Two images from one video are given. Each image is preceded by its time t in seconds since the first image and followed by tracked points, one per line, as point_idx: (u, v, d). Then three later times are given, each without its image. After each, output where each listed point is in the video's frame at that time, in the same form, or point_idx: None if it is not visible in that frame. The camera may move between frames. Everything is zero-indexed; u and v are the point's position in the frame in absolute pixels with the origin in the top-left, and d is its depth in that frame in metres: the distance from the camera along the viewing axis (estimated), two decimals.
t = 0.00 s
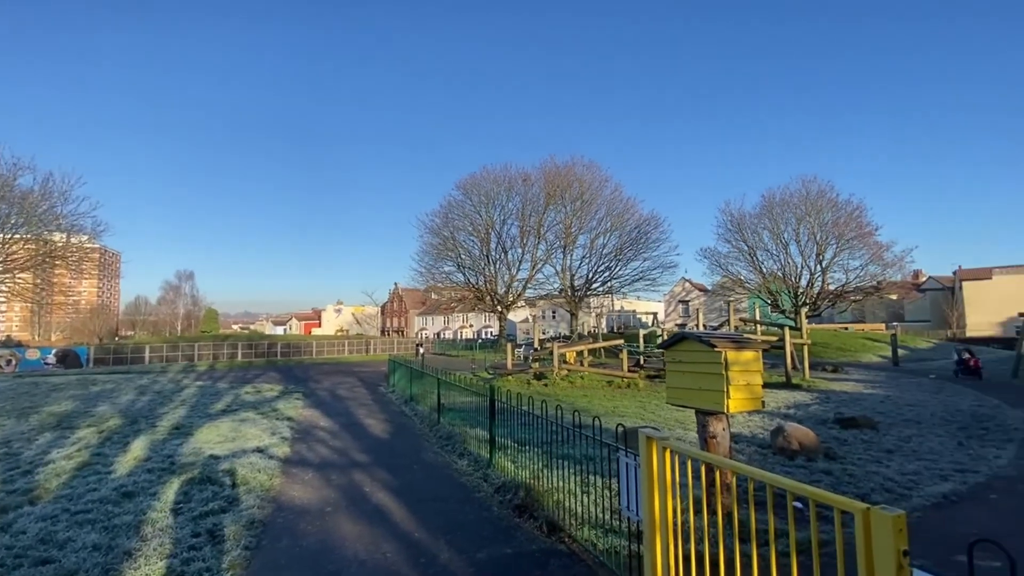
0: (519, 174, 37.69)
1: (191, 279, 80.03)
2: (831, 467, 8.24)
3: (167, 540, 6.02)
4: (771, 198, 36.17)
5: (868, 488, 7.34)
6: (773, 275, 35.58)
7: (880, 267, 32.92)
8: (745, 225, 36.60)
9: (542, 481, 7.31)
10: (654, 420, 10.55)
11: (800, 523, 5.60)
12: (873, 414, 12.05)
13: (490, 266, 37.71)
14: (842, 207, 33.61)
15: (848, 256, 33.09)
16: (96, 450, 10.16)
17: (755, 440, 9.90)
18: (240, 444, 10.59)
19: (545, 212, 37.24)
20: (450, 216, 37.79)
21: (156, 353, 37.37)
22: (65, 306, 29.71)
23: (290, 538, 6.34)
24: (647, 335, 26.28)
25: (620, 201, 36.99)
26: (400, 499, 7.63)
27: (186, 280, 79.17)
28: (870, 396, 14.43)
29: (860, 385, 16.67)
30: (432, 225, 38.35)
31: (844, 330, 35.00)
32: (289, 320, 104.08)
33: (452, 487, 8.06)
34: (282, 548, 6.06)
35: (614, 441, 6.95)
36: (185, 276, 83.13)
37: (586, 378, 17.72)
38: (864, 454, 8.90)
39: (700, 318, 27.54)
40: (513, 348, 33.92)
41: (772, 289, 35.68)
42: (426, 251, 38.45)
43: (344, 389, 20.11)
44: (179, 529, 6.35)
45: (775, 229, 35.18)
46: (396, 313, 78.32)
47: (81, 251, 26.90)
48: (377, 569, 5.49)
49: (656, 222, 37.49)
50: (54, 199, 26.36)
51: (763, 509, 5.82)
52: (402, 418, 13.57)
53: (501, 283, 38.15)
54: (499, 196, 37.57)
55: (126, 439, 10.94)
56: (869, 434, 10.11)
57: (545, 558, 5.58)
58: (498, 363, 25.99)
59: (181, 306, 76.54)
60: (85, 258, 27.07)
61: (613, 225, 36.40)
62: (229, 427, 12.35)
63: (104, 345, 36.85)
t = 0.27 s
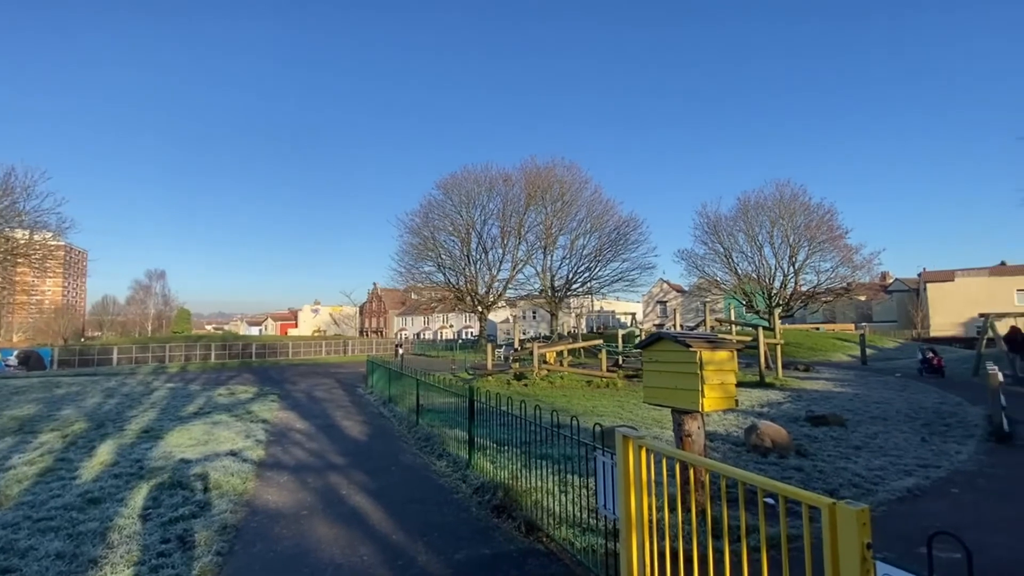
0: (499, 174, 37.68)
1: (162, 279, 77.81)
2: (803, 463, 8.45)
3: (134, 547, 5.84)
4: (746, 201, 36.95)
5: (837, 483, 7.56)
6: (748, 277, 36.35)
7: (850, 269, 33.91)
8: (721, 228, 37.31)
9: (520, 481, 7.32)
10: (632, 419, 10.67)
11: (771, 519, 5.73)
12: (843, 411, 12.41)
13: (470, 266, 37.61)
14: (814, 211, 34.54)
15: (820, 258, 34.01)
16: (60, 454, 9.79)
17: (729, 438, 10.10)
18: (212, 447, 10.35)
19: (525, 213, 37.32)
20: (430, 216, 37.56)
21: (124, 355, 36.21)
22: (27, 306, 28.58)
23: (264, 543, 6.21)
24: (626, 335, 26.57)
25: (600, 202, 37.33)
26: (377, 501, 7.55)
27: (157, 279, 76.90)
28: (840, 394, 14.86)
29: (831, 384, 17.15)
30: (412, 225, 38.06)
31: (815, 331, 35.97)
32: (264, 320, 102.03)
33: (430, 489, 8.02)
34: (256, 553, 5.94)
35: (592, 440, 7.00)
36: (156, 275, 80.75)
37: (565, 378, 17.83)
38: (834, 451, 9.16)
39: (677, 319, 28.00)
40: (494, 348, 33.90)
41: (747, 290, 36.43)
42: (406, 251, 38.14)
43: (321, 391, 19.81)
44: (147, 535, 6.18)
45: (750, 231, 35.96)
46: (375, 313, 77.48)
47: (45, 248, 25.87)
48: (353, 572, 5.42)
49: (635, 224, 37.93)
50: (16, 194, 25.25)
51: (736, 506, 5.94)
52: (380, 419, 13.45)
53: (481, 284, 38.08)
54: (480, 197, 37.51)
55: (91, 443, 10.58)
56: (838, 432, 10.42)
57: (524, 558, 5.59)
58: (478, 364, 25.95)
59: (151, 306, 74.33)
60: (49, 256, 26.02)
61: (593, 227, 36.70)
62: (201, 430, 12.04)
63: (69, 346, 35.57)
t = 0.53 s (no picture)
0: (481, 174, 37.60)
1: (132, 278, 75.56)
2: (775, 460, 8.65)
3: (100, 555, 5.66)
4: (722, 204, 37.64)
5: (808, 479, 7.76)
6: (724, 278, 37.04)
7: (822, 270, 34.82)
8: (698, 229, 37.95)
9: (499, 481, 7.32)
10: (610, 418, 10.78)
11: (744, 515, 5.86)
12: (814, 409, 12.75)
13: (451, 266, 37.46)
14: (788, 214, 35.38)
15: (793, 259, 34.84)
16: (21, 460, 9.42)
17: (705, 436, 10.29)
18: (184, 451, 10.08)
19: (506, 213, 37.35)
20: (410, 216, 37.28)
21: (91, 356, 35.02)
22: None
23: (237, 548, 6.08)
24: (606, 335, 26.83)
25: (581, 203, 37.58)
26: (354, 504, 7.47)
27: (127, 278, 74.62)
28: (811, 392, 15.25)
29: (803, 382, 17.61)
30: (392, 224, 37.70)
31: (789, 331, 36.85)
32: (239, 320, 99.87)
33: (409, 490, 7.96)
34: (228, 558, 5.81)
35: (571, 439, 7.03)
36: (126, 274, 78.30)
37: (545, 378, 17.90)
38: (805, 448, 9.41)
39: (655, 319, 28.15)
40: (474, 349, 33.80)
41: (723, 291, 37.11)
42: (386, 251, 37.78)
43: (298, 392, 19.49)
44: (114, 542, 5.99)
45: (726, 233, 36.65)
46: (354, 313, 76.55)
47: (8, 246, 24.83)
48: None
49: (615, 225, 38.28)
50: None
51: (711, 502, 6.05)
52: (358, 421, 13.30)
53: (462, 284, 37.95)
54: (461, 196, 37.37)
55: (55, 448, 10.21)
56: (809, 429, 10.70)
57: (502, 558, 5.60)
58: (458, 364, 25.87)
59: (120, 306, 72.11)
60: (12, 254, 24.99)
61: (574, 227, 36.93)
62: (172, 433, 11.72)
63: (32, 347, 34.22)
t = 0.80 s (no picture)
0: (462, 174, 37.48)
1: (101, 276, 73.25)
2: (750, 457, 8.84)
3: (64, 563, 5.47)
4: (700, 205, 38.27)
5: (781, 475, 7.95)
6: (701, 278, 37.67)
7: (796, 271, 35.67)
8: (676, 231, 38.54)
9: (478, 481, 7.31)
10: (589, 417, 10.86)
11: (719, 511, 5.97)
12: (787, 407, 13.06)
13: (432, 266, 37.24)
14: (763, 216, 36.18)
15: (768, 261, 35.62)
16: None
17: (682, 434, 10.44)
18: (154, 454, 9.81)
19: (488, 213, 37.30)
20: (391, 215, 36.93)
21: (57, 357, 33.81)
22: None
23: (210, 553, 5.95)
24: (586, 335, 27.03)
25: (562, 204, 37.78)
26: (332, 506, 7.37)
27: (95, 277, 72.27)
28: (785, 390, 15.63)
29: (777, 380, 18.02)
30: (372, 223, 37.31)
31: (764, 330, 37.68)
32: (214, 320, 97.56)
33: (387, 492, 7.90)
34: (200, 563, 5.67)
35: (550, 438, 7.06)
36: (94, 272, 75.81)
37: (526, 378, 17.93)
38: (778, 445, 9.63)
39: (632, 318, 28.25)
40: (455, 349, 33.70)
41: (700, 291, 37.74)
42: (365, 250, 37.36)
43: (275, 394, 19.15)
44: (80, 549, 5.79)
45: (703, 235, 37.29)
46: (332, 313, 75.55)
47: None
48: None
49: (596, 225, 38.56)
50: None
51: (687, 500, 6.14)
52: (336, 422, 13.13)
53: (442, 283, 37.77)
54: (442, 196, 37.19)
55: (17, 453, 9.82)
56: (783, 426, 10.96)
57: (480, 557, 5.60)
58: (439, 364, 25.76)
59: (88, 306, 69.83)
60: None
61: (555, 228, 37.09)
62: (142, 436, 11.39)
63: None
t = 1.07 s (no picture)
0: (444, 173, 37.29)
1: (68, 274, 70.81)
2: (726, 454, 9.01)
3: (28, 571, 5.28)
4: (679, 206, 38.80)
5: (756, 472, 8.12)
6: (680, 278, 38.20)
7: (771, 272, 36.41)
8: (656, 232, 39.03)
9: (458, 481, 7.29)
10: (570, 416, 10.94)
11: (697, 508, 6.06)
12: (763, 405, 13.34)
13: (413, 265, 36.96)
14: (740, 217, 36.85)
15: (745, 261, 36.29)
16: None
17: (661, 432, 10.57)
18: (124, 458, 9.54)
19: (470, 212, 37.19)
20: (371, 214, 36.53)
21: (21, 358, 32.57)
22: None
23: (182, 558, 5.80)
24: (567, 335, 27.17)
25: (544, 204, 37.90)
26: (309, 509, 7.27)
27: (62, 275, 69.82)
28: (761, 388, 15.95)
29: (753, 379, 18.38)
30: (352, 222, 36.88)
31: (741, 330, 38.40)
32: (188, 320, 95.18)
33: (366, 494, 7.82)
34: (172, 569, 5.53)
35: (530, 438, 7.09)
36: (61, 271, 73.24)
37: (507, 378, 17.93)
38: (754, 441, 9.82)
39: (615, 319, 28.82)
40: (436, 349, 33.53)
41: (679, 291, 38.28)
42: (345, 249, 36.90)
43: (252, 395, 18.77)
44: (45, 557, 5.61)
45: (682, 235, 37.83)
46: (311, 313, 74.45)
47: None
48: None
49: (578, 226, 38.74)
50: None
51: (664, 497, 6.23)
52: (314, 424, 12.94)
53: (424, 283, 37.53)
54: (423, 195, 36.95)
55: None
56: (758, 423, 11.19)
57: (460, 558, 5.59)
58: (419, 364, 25.59)
59: (54, 305, 67.46)
60: None
61: (537, 228, 37.19)
62: (112, 439, 11.06)
63: None
